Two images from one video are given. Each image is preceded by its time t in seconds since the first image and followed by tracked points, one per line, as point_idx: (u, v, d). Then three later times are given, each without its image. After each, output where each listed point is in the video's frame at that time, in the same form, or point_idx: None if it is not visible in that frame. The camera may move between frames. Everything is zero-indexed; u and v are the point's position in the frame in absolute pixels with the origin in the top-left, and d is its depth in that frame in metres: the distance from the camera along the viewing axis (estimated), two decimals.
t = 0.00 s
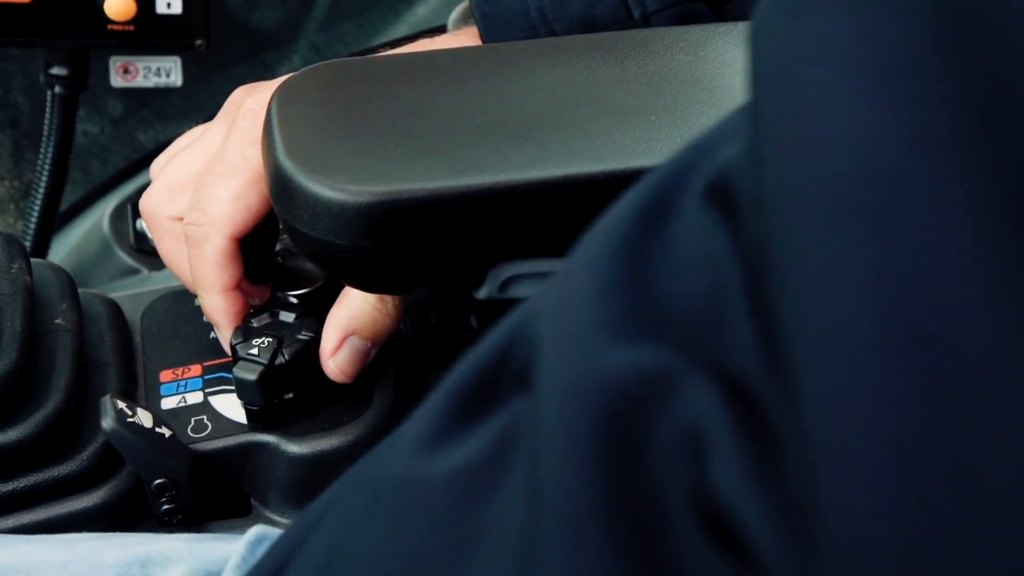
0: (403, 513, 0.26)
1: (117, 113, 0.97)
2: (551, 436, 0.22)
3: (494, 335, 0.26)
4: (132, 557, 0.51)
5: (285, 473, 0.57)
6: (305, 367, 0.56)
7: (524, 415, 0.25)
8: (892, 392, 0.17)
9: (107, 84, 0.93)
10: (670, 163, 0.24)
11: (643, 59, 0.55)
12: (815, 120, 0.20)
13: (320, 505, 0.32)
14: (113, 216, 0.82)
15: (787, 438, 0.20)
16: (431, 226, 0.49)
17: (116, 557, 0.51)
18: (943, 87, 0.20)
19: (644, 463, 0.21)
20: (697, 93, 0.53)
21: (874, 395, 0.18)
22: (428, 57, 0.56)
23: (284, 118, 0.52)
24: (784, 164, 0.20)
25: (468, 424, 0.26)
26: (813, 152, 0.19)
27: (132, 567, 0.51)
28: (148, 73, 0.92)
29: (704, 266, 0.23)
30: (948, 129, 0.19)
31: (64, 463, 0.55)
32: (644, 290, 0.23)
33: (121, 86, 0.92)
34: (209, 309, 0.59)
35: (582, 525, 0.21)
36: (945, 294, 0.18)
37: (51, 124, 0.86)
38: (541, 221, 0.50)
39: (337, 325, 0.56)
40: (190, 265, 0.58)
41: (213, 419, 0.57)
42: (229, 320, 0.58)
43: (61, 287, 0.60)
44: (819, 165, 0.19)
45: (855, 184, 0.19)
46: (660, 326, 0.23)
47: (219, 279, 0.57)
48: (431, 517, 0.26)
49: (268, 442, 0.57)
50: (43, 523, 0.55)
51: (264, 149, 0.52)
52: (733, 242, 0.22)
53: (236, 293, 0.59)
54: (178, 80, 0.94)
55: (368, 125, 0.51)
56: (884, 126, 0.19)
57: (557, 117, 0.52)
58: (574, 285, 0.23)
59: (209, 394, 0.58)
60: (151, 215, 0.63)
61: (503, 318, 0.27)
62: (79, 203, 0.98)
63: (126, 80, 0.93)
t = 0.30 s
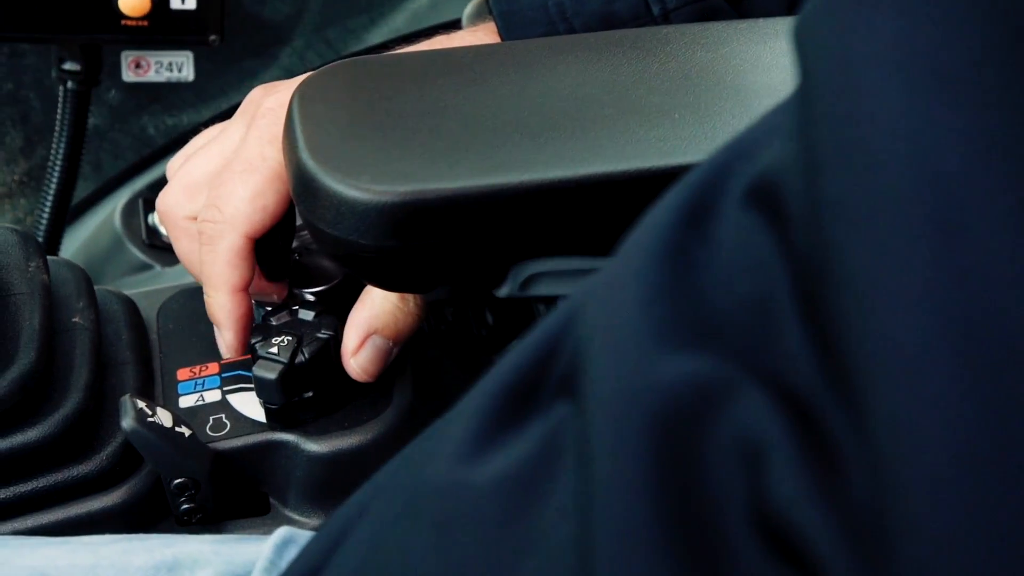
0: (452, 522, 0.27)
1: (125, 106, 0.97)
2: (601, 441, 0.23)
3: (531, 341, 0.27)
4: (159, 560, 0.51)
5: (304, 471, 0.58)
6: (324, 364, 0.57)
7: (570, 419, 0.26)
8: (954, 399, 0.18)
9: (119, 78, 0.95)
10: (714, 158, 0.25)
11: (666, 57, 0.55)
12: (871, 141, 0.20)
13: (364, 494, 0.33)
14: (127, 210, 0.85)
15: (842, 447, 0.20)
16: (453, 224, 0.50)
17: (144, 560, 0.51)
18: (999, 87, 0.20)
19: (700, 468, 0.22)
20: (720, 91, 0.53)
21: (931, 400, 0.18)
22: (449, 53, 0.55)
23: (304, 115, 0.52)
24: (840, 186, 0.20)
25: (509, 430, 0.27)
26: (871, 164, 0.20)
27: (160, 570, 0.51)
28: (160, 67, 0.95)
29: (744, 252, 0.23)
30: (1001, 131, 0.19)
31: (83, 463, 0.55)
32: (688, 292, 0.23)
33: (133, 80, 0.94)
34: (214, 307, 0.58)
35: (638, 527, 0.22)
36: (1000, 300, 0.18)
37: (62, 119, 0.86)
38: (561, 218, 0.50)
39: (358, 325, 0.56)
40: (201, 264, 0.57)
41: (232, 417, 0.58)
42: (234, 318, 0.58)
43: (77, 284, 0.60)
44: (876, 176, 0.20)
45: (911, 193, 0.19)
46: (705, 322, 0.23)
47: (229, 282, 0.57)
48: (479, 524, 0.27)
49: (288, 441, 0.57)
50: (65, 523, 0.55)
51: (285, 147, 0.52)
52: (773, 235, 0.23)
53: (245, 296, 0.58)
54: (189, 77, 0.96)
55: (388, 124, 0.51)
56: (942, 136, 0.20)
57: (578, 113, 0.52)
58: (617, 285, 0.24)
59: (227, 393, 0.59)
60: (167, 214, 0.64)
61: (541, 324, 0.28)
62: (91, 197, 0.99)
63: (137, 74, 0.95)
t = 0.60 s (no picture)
0: (500, 513, 0.28)
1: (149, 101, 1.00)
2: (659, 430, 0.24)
3: (569, 332, 0.28)
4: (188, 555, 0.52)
5: (323, 465, 0.58)
6: (345, 358, 0.57)
7: (618, 409, 0.27)
8: (1005, 389, 0.20)
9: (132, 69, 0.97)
10: (749, 152, 0.25)
11: (690, 48, 0.55)
12: (924, 149, 0.21)
13: (410, 477, 0.34)
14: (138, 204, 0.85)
15: (906, 444, 0.22)
16: (480, 218, 0.50)
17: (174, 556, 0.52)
18: None
19: (755, 456, 0.24)
20: (746, 84, 0.53)
21: (993, 390, 0.20)
22: (470, 48, 0.55)
23: (329, 109, 0.52)
24: (894, 189, 0.21)
25: (553, 419, 0.28)
26: (924, 169, 0.21)
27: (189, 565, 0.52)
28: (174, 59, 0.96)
29: (786, 241, 0.24)
30: None
31: (104, 457, 0.56)
32: (739, 285, 0.24)
33: (145, 73, 0.96)
34: (240, 305, 0.57)
35: (702, 515, 0.23)
36: None
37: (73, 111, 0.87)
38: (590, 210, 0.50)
39: (382, 315, 0.57)
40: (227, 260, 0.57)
41: (252, 411, 0.59)
42: (259, 315, 0.57)
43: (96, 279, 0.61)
44: (932, 173, 0.21)
45: (968, 190, 0.21)
46: (754, 313, 0.24)
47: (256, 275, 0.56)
48: (529, 514, 0.28)
49: (308, 435, 0.58)
50: (86, 516, 0.57)
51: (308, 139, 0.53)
52: (818, 227, 0.24)
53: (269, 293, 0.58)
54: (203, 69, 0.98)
55: (414, 116, 0.51)
56: (992, 148, 0.21)
57: (603, 105, 0.51)
58: (666, 271, 0.24)
59: (246, 387, 0.59)
60: (188, 208, 0.66)
61: (576, 315, 0.29)
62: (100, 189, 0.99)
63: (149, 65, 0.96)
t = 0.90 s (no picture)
0: (544, 497, 0.28)
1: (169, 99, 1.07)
2: (704, 410, 0.24)
3: (607, 316, 0.28)
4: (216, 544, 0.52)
5: (341, 456, 0.58)
6: (364, 348, 0.58)
7: (659, 392, 0.27)
8: None
9: (144, 59, 1.05)
10: (784, 139, 0.26)
11: (709, 37, 0.55)
12: (967, 148, 0.22)
13: (446, 454, 0.34)
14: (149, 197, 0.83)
15: (950, 430, 0.22)
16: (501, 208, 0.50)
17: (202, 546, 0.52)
18: None
19: (795, 440, 0.24)
20: (768, 74, 0.52)
21: None
22: (491, 36, 0.55)
23: (349, 99, 0.52)
24: (941, 182, 0.23)
25: (592, 402, 0.28)
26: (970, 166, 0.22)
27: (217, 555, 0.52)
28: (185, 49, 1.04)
29: (819, 224, 0.24)
30: None
31: (122, 448, 0.56)
32: (777, 268, 0.24)
33: (159, 61, 1.04)
34: (260, 296, 0.58)
35: (749, 495, 0.23)
36: None
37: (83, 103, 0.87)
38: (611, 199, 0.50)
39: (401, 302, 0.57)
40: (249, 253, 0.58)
41: (270, 402, 0.59)
42: (281, 307, 0.58)
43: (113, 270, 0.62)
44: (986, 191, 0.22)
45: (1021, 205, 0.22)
46: (790, 300, 0.24)
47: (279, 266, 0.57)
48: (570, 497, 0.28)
49: (326, 425, 0.58)
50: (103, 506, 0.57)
51: (328, 129, 0.53)
52: (853, 212, 0.24)
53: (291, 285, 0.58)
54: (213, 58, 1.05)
55: (435, 105, 0.51)
56: None
57: (622, 93, 0.51)
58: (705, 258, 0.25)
59: (263, 376, 0.59)
60: (204, 196, 0.68)
61: (613, 298, 0.29)
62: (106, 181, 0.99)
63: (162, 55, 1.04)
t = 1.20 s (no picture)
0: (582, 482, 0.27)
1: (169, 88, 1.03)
2: (746, 400, 0.23)
3: (641, 297, 0.27)
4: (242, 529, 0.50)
5: (360, 445, 0.57)
6: (378, 340, 0.56)
7: (692, 375, 0.26)
8: None
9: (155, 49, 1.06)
10: (813, 122, 0.25)
11: (724, 26, 0.55)
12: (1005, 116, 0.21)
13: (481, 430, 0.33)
14: (161, 182, 0.79)
15: (993, 414, 0.21)
16: (519, 196, 0.50)
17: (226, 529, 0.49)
18: None
19: (835, 423, 0.23)
20: (785, 62, 0.52)
21: None
22: (505, 25, 0.55)
23: (367, 87, 0.52)
24: (978, 158, 0.21)
25: (625, 386, 0.27)
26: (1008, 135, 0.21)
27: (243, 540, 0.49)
28: (199, 39, 1.06)
29: (851, 207, 0.23)
30: None
31: (140, 436, 0.53)
32: (806, 255, 0.23)
33: (171, 51, 1.05)
34: (283, 281, 0.58)
35: (792, 476, 0.23)
36: None
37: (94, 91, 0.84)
38: (633, 186, 0.50)
39: (412, 292, 0.57)
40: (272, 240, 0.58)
41: (287, 389, 0.57)
42: (303, 293, 0.57)
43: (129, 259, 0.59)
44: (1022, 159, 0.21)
45: None
46: (828, 283, 0.23)
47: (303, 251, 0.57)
48: (608, 482, 0.27)
49: (343, 414, 0.56)
50: (126, 494, 0.53)
51: (347, 115, 0.53)
52: (881, 190, 0.23)
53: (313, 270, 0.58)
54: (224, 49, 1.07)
55: (454, 94, 0.51)
56: None
57: (638, 81, 0.51)
58: (742, 244, 0.24)
59: (280, 364, 0.58)
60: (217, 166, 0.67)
61: (654, 275, 0.28)
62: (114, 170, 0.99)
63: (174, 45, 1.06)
